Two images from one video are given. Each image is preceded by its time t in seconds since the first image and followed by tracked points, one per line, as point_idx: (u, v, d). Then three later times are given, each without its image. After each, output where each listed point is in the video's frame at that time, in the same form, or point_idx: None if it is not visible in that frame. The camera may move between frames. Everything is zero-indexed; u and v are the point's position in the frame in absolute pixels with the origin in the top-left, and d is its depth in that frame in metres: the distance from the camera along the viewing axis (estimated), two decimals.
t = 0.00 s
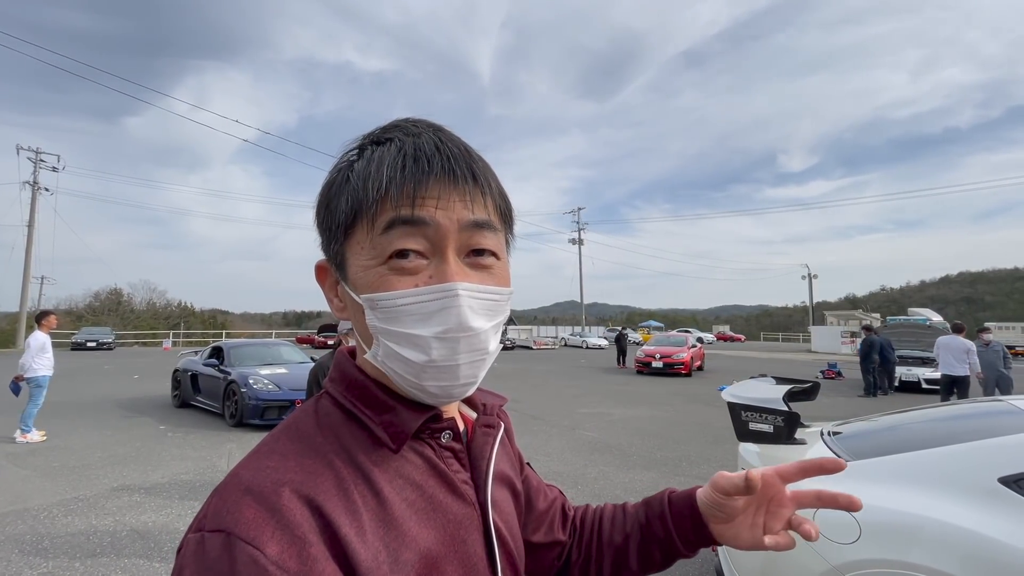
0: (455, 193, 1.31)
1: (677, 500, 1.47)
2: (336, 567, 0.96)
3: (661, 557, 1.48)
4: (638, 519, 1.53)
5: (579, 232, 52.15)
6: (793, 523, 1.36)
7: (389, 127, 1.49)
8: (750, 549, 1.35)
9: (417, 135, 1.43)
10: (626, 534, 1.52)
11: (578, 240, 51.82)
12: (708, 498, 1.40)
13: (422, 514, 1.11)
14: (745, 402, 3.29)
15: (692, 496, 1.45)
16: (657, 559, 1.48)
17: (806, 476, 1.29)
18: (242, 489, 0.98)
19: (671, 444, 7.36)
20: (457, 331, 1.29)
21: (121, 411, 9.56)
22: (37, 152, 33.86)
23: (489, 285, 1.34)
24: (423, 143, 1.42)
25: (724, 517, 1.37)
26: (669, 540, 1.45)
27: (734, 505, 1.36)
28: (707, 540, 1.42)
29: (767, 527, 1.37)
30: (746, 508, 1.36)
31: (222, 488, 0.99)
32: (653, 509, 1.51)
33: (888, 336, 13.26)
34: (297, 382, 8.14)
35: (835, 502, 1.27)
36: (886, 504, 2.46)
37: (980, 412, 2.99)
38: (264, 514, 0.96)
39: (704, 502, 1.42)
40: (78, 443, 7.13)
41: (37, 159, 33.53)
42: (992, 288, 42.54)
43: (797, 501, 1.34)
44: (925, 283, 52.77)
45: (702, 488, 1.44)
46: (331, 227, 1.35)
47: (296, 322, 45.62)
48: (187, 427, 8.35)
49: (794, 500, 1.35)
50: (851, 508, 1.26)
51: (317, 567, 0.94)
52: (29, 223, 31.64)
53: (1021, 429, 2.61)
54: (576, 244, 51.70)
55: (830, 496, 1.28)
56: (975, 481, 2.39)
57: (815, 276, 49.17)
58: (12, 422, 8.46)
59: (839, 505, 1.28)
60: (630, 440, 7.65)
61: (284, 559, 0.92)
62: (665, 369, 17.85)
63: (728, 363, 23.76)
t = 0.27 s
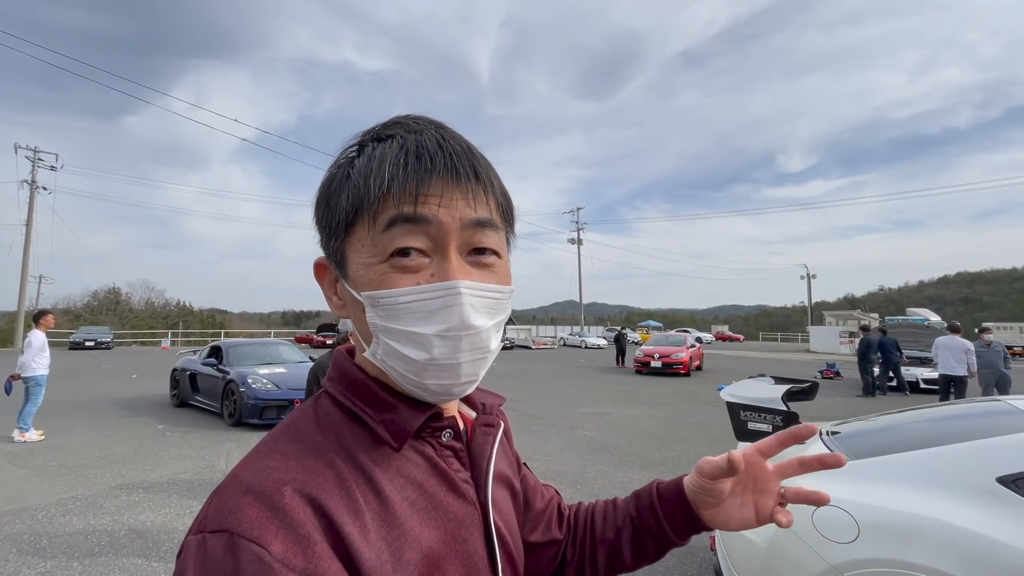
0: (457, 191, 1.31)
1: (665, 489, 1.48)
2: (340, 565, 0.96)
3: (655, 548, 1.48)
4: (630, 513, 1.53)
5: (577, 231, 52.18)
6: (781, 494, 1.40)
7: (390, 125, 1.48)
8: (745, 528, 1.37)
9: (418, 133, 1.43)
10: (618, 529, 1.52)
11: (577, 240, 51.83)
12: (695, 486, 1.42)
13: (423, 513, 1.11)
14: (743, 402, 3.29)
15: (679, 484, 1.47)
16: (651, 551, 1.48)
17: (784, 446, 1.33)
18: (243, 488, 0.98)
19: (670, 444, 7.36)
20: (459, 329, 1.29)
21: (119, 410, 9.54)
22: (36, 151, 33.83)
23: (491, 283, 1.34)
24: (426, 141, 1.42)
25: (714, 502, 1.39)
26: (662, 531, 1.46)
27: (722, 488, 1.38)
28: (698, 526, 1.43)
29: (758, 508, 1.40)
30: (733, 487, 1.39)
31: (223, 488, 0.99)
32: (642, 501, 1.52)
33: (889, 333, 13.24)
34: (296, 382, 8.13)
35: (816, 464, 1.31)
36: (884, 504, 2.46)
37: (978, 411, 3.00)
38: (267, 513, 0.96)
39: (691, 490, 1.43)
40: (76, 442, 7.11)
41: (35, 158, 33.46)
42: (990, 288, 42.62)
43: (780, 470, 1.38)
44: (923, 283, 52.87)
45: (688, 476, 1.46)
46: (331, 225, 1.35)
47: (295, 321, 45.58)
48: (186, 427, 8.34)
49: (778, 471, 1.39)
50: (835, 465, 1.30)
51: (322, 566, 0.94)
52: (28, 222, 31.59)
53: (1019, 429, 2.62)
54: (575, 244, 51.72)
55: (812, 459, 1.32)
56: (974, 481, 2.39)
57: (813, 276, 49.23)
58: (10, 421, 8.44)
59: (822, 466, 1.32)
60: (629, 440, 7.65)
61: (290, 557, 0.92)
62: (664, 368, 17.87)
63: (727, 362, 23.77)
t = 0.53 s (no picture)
0: (455, 186, 1.31)
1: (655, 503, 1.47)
2: (344, 562, 0.96)
3: (640, 560, 1.48)
4: (619, 524, 1.53)
5: (575, 232, 52.23)
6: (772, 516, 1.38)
7: (385, 123, 1.48)
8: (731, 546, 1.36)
9: (414, 129, 1.43)
10: (606, 540, 1.52)
11: (574, 240, 51.88)
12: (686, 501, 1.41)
13: (424, 511, 1.10)
14: (741, 401, 3.30)
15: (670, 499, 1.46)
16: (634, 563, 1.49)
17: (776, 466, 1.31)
18: (246, 487, 0.97)
19: (667, 444, 7.37)
20: (459, 324, 1.29)
21: (117, 410, 9.52)
22: (32, 150, 33.74)
23: (490, 278, 1.34)
24: (422, 137, 1.41)
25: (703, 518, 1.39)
26: (649, 544, 1.46)
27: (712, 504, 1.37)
28: (686, 543, 1.42)
29: (747, 528, 1.39)
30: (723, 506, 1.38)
31: (225, 487, 0.98)
32: (632, 513, 1.52)
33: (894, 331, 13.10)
34: (293, 381, 8.12)
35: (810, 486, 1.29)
36: (881, 503, 2.46)
37: (974, 411, 3.01)
38: (271, 510, 0.95)
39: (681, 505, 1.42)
40: (73, 442, 7.09)
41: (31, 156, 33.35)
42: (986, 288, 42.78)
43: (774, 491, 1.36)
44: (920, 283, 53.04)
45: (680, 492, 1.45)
46: (329, 224, 1.34)
47: (292, 321, 45.52)
48: (183, 426, 8.32)
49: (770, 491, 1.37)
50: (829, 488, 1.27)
51: (328, 562, 0.94)
52: (24, 222, 31.50)
53: (1015, 428, 2.63)
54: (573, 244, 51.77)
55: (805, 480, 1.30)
56: (970, 480, 2.40)
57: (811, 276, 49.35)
58: (7, 421, 8.41)
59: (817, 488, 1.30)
60: (627, 439, 7.66)
61: (296, 553, 0.92)
62: (662, 368, 17.89)
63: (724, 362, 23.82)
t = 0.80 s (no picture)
0: (461, 184, 1.32)
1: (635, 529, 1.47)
2: (346, 560, 0.96)
3: None
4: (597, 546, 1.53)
5: (573, 231, 52.27)
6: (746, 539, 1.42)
7: (390, 121, 1.48)
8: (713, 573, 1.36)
9: (420, 127, 1.43)
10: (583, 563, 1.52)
11: (572, 240, 51.91)
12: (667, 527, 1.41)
13: (424, 511, 1.10)
14: (738, 400, 3.31)
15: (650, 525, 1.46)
16: None
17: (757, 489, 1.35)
18: (247, 484, 0.97)
19: (665, 443, 7.38)
20: (463, 322, 1.30)
21: (114, 409, 9.50)
22: (29, 149, 33.67)
23: (494, 276, 1.35)
24: (428, 135, 1.41)
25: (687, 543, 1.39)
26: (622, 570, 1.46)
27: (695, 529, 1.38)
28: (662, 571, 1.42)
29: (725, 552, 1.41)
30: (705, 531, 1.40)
31: (225, 486, 0.98)
32: (611, 537, 1.52)
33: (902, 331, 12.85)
34: (291, 381, 8.11)
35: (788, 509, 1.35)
36: (879, 502, 2.47)
37: (969, 410, 3.02)
38: (272, 509, 0.95)
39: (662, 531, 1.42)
40: (70, 441, 7.07)
41: (28, 155, 33.24)
42: (983, 288, 42.92)
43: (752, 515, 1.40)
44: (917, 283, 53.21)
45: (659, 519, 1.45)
46: (333, 220, 1.34)
47: (290, 321, 45.46)
48: (180, 425, 8.31)
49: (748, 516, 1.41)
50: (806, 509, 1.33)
51: (331, 560, 0.94)
52: (21, 221, 31.41)
53: (1011, 427, 2.64)
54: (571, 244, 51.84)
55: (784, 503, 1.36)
56: (967, 479, 2.41)
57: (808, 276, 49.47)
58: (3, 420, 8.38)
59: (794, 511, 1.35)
60: (625, 438, 7.67)
61: (299, 550, 0.92)
62: (660, 368, 17.91)
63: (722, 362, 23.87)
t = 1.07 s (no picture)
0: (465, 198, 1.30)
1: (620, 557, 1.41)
2: (357, 545, 0.97)
3: None
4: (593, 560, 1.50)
5: (570, 231, 52.27)
6: None
7: (397, 121, 1.45)
8: None
9: (426, 133, 1.41)
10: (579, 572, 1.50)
11: (569, 239, 51.93)
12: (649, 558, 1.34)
13: (425, 509, 1.10)
14: (735, 399, 3.31)
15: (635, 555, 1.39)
16: None
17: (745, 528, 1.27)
18: (253, 472, 0.97)
19: (663, 442, 7.39)
20: (462, 338, 1.31)
21: (110, 409, 9.47)
22: (24, 147, 33.50)
23: (495, 291, 1.35)
24: (434, 142, 1.39)
25: None
26: None
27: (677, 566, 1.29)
28: None
29: None
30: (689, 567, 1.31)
31: (230, 474, 0.98)
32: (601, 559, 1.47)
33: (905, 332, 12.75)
34: (288, 380, 8.10)
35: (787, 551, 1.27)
36: (876, 501, 2.47)
37: (965, 409, 3.03)
38: (280, 497, 0.95)
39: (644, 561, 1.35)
40: (66, 441, 7.05)
41: (23, 154, 33.08)
42: (978, 288, 43.07)
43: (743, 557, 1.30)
44: (913, 283, 53.37)
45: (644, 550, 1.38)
46: (335, 222, 1.33)
47: (287, 320, 45.38)
48: (177, 425, 8.29)
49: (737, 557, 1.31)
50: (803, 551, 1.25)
51: (342, 544, 0.95)
52: (17, 220, 31.28)
53: (1006, 426, 2.65)
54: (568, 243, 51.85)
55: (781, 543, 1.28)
56: (963, 478, 2.41)
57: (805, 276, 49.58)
58: None
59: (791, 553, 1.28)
60: (622, 438, 7.68)
61: (311, 534, 0.93)
62: (657, 367, 17.92)
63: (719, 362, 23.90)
